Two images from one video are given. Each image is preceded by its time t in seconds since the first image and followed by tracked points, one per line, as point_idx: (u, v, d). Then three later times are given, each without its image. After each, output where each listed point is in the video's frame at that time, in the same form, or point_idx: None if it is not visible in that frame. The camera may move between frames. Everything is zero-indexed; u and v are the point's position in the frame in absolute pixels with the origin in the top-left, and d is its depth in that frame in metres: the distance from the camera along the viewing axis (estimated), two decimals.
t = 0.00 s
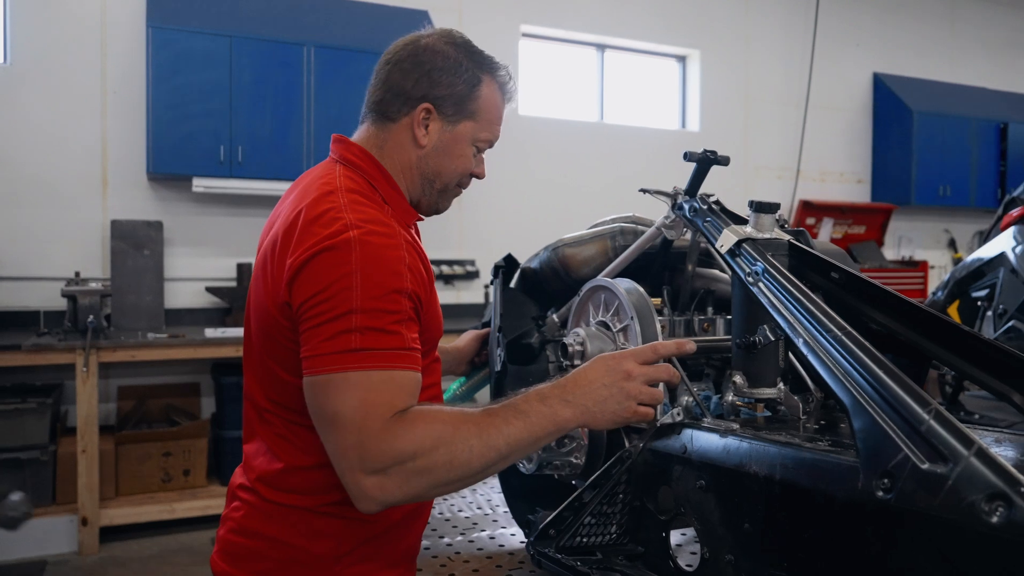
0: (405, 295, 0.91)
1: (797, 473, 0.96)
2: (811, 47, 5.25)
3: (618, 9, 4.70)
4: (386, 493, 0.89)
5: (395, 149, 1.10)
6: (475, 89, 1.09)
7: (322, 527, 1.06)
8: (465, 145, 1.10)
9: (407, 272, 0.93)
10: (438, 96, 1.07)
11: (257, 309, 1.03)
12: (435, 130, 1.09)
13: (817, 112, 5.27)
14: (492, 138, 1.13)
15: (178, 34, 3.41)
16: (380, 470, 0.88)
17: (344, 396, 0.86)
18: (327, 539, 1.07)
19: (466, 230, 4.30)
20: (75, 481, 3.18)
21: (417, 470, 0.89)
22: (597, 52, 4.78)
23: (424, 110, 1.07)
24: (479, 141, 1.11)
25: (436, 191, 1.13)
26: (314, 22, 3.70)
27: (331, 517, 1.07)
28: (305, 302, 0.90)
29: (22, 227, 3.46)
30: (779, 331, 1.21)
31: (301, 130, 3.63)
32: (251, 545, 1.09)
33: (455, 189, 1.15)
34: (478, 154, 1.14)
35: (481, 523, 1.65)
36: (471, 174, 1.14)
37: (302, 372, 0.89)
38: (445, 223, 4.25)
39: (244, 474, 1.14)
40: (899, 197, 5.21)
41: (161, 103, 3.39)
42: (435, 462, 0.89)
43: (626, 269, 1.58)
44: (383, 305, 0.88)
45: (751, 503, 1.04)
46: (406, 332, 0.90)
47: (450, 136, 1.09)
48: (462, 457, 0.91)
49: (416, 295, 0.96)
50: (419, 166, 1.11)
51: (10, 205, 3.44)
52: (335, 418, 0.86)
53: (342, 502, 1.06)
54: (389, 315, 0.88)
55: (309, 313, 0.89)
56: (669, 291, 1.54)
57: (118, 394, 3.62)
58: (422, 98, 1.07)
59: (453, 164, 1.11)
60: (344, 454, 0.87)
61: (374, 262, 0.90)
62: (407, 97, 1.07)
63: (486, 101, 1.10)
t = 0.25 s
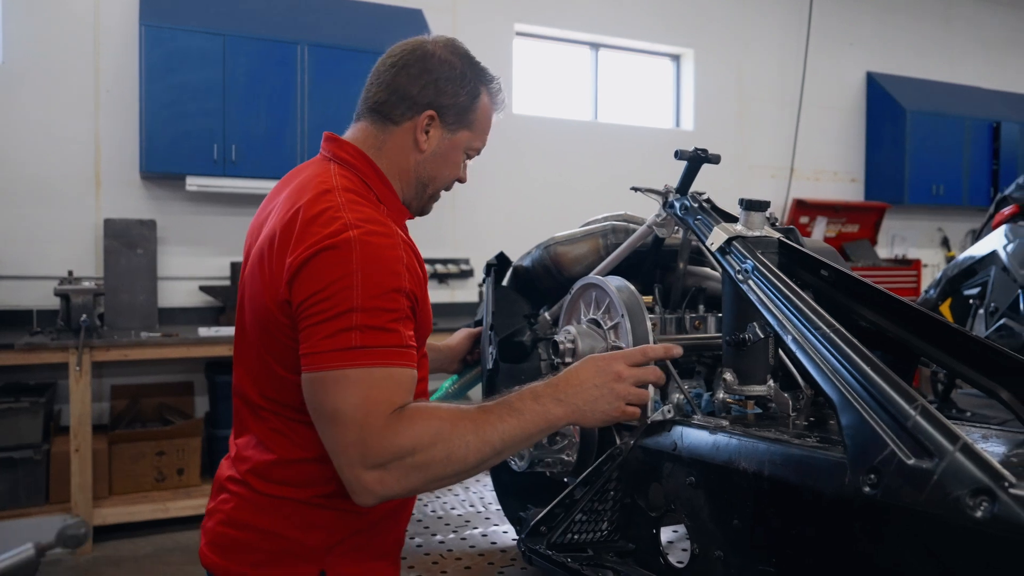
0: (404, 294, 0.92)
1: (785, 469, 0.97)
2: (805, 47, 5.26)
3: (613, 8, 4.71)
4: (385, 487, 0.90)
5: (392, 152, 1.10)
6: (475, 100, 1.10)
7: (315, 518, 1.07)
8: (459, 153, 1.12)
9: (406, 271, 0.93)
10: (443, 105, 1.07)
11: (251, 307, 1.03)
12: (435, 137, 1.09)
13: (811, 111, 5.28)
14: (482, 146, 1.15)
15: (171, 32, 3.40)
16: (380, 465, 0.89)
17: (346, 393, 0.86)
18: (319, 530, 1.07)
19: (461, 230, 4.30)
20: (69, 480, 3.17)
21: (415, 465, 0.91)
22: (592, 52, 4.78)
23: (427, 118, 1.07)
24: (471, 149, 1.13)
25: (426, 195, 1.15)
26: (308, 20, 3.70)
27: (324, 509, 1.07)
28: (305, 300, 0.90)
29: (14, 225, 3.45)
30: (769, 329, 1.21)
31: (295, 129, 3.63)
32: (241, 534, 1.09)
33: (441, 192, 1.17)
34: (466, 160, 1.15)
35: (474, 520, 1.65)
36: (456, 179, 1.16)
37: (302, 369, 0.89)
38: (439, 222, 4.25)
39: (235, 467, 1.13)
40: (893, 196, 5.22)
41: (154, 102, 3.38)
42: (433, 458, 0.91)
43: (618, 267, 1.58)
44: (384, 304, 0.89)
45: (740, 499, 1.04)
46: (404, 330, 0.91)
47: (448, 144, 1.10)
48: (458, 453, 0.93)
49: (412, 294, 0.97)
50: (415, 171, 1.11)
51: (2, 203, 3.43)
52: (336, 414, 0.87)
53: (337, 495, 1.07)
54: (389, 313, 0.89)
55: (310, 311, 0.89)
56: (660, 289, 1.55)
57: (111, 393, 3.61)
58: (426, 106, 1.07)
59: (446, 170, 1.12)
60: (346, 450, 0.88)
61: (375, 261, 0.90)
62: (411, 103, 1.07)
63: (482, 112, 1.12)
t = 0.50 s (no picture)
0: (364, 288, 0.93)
1: (768, 463, 0.98)
2: (797, 46, 5.28)
3: (606, 7, 4.72)
4: (352, 473, 0.92)
5: (352, 157, 1.11)
6: (431, 107, 1.11)
7: (287, 506, 1.08)
8: (413, 158, 1.13)
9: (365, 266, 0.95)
10: (402, 112, 1.08)
11: (217, 305, 1.04)
12: (395, 144, 1.10)
13: (803, 110, 5.30)
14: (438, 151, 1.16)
15: (164, 32, 3.41)
16: (346, 452, 0.90)
17: (311, 385, 0.88)
18: (293, 517, 1.08)
19: (455, 230, 4.31)
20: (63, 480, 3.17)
21: (381, 451, 0.92)
22: (585, 51, 4.79)
23: (387, 125, 1.08)
24: (427, 154, 1.14)
25: (383, 196, 1.16)
26: (301, 20, 3.70)
27: (296, 496, 1.08)
28: (268, 297, 0.92)
29: (7, 226, 3.45)
30: (754, 324, 1.23)
31: (289, 129, 3.64)
32: (217, 527, 1.09)
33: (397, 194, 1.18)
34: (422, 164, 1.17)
35: (465, 517, 1.66)
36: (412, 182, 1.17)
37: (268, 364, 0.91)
38: (434, 222, 4.25)
39: (208, 462, 1.14)
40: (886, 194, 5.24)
41: (147, 102, 3.38)
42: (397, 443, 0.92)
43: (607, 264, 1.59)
44: (344, 298, 0.90)
45: (725, 494, 1.05)
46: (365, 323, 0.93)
47: (406, 151, 1.11)
48: (423, 438, 0.94)
49: (373, 288, 0.98)
50: (374, 175, 1.12)
51: None
52: (303, 405, 0.89)
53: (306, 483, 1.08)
54: (350, 307, 0.91)
55: (274, 308, 0.91)
56: (649, 286, 1.56)
57: (105, 393, 3.62)
58: (386, 113, 1.08)
59: (403, 175, 1.13)
60: (311, 439, 0.89)
61: (335, 257, 0.92)
62: (371, 111, 1.07)
63: (438, 119, 1.13)
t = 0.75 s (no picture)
0: (270, 287, 0.97)
1: (755, 459, 0.99)
2: (790, 44, 5.29)
3: (600, 6, 4.73)
4: (264, 460, 0.95)
5: (268, 172, 1.12)
6: (341, 114, 1.11)
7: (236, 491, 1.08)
8: (334, 165, 1.12)
9: (272, 267, 0.99)
10: (310, 122, 1.08)
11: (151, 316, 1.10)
12: (310, 152, 1.10)
13: (797, 108, 5.31)
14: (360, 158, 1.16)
15: (157, 32, 3.40)
16: (254, 440, 0.94)
17: (220, 380, 0.93)
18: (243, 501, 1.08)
19: (450, 230, 4.31)
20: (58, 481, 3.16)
21: (289, 439, 0.95)
22: (579, 50, 4.80)
23: (298, 135, 1.09)
24: (348, 161, 1.13)
25: (311, 206, 1.16)
26: (294, 19, 3.70)
27: (238, 486, 1.08)
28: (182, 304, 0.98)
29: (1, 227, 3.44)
30: (744, 321, 1.24)
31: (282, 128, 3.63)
32: (177, 519, 1.11)
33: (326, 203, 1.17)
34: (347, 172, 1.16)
35: (459, 514, 1.67)
36: (341, 189, 1.17)
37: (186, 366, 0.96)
38: (428, 221, 4.25)
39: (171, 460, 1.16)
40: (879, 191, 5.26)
41: (140, 102, 3.38)
42: (303, 430, 0.94)
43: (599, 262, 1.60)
44: (247, 297, 0.95)
45: (715, 489, 1.06)
46: (274, 320, 0.97)
47: (322, 158, 1.11)
48: (331, 424, 0.96)
49: (286, 287, 1.02)
50: (292, 185, 1.13)
51: None
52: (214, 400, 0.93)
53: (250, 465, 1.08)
54: (254, 305, 0.95)
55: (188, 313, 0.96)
56: (642, 284, 1.57)
57: (99, 394, 3.61)
58: (295, 124, 1.09)
59: (324, 182, 1.13)
60: (224, 431, 0.94)
61: (239, 260, 0.97)
62: (279, 123, 1.09)
63: (352, 126, 1.13)
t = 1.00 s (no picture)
0: (187, 272, 1.05)
1: (755, 457, 0.99)
2: (787, 44, 5.30)
3: (597, 6, 4.73)
4: (164, 431, 0.96)
5: (211, 169, 1.25)
6: (274, 111, 1.22)
7: (167, 475, 1.24)
8: (274, 160, 1.23)
9: (191, 257, 1.07)
10: (243, 119, 1.21)
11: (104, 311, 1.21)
12: (245, 147, 1.22)
13: (793, 108, 5.32)
14: (298, 153, 1.26)
15: (154, 31, 3.39)
16: (157, 409, 0.96)
17: (133, 353, 1.00)
18: (172, 485, 1.24)
19: (447, 230, 4.31)
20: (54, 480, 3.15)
21: (184, 414, 0.96)
22: (576, 49, 4.79)
23: (233, 131, 1.21)
24: (284, 154, 1.24)
25: (254, 201, 1.27)
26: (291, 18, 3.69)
27: (167, 469, 1.24)
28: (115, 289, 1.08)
29: None
30: (742, 320, 1.25)
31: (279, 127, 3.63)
32: (125, 497, 1.28)
33: (271, 197, 1.28)
34: (287, 166, 1.26)
35: (457, 514, 1.66)
36: (283, 182, 1.27)
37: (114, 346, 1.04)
38: (425, 220, 4.25)
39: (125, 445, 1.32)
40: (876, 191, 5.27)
41: (136, 101, 3.37)
42: (199, 406, 0.95)
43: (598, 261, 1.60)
44: (165, 280, 1.03)
45: (714, 488, 1.06)
46: (190, 304, 1.04)
47: (258, 152, 1.22)
48: (226, 409, 0.96)
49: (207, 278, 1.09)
50: (233, 178, 1.24)
51: None
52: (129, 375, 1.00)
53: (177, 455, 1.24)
54: (168, 287, 1.03)
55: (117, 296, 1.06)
56: (640, 283, 1.57)
57: (95, 394, 3.60)
58: (230, 121, 1.21)
59: (263, 175, 1.24)
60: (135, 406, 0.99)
61: (161, 250, 1.07)
62: (216, 122, 1.21)
63: (287, 122, 1.24)
